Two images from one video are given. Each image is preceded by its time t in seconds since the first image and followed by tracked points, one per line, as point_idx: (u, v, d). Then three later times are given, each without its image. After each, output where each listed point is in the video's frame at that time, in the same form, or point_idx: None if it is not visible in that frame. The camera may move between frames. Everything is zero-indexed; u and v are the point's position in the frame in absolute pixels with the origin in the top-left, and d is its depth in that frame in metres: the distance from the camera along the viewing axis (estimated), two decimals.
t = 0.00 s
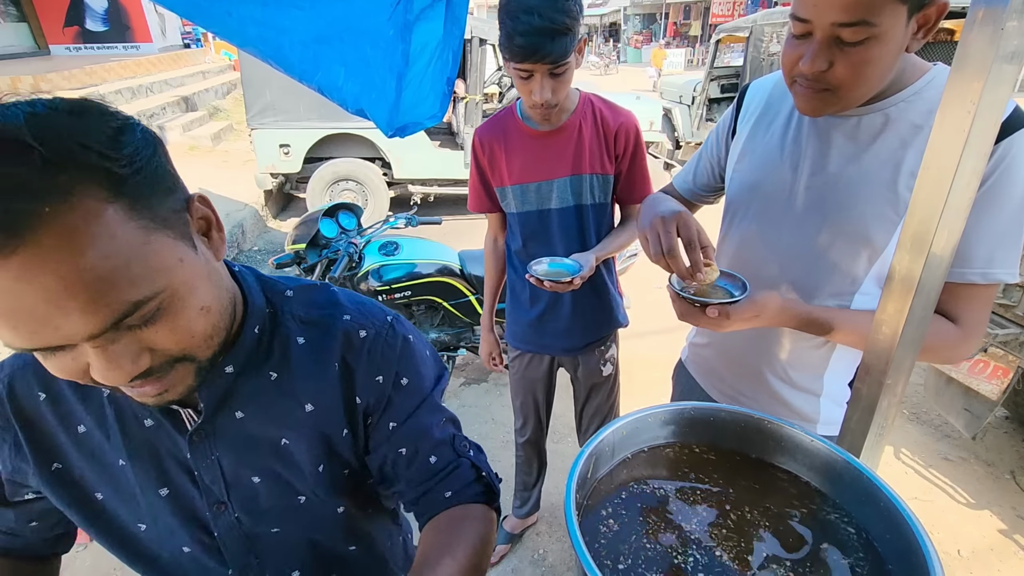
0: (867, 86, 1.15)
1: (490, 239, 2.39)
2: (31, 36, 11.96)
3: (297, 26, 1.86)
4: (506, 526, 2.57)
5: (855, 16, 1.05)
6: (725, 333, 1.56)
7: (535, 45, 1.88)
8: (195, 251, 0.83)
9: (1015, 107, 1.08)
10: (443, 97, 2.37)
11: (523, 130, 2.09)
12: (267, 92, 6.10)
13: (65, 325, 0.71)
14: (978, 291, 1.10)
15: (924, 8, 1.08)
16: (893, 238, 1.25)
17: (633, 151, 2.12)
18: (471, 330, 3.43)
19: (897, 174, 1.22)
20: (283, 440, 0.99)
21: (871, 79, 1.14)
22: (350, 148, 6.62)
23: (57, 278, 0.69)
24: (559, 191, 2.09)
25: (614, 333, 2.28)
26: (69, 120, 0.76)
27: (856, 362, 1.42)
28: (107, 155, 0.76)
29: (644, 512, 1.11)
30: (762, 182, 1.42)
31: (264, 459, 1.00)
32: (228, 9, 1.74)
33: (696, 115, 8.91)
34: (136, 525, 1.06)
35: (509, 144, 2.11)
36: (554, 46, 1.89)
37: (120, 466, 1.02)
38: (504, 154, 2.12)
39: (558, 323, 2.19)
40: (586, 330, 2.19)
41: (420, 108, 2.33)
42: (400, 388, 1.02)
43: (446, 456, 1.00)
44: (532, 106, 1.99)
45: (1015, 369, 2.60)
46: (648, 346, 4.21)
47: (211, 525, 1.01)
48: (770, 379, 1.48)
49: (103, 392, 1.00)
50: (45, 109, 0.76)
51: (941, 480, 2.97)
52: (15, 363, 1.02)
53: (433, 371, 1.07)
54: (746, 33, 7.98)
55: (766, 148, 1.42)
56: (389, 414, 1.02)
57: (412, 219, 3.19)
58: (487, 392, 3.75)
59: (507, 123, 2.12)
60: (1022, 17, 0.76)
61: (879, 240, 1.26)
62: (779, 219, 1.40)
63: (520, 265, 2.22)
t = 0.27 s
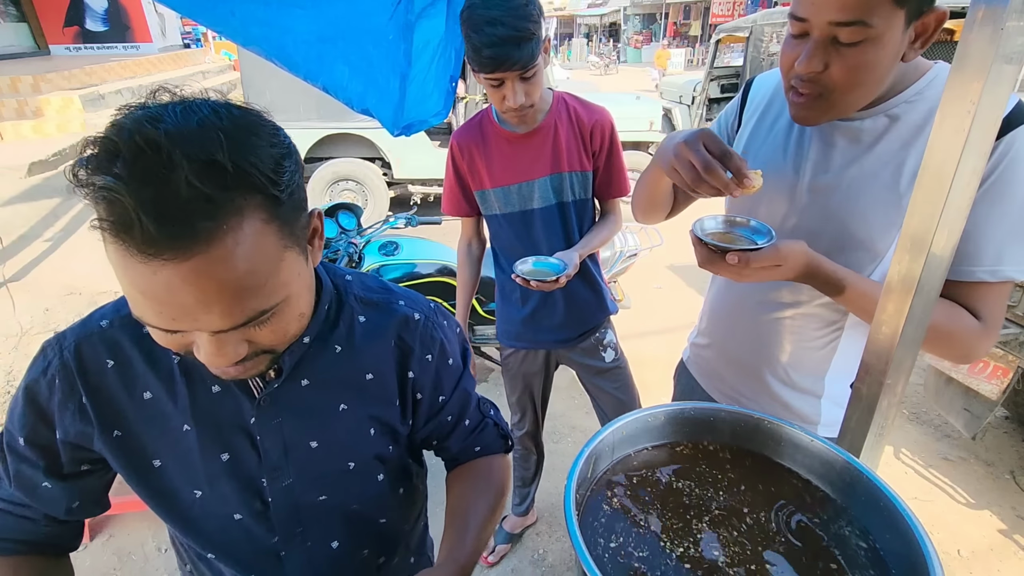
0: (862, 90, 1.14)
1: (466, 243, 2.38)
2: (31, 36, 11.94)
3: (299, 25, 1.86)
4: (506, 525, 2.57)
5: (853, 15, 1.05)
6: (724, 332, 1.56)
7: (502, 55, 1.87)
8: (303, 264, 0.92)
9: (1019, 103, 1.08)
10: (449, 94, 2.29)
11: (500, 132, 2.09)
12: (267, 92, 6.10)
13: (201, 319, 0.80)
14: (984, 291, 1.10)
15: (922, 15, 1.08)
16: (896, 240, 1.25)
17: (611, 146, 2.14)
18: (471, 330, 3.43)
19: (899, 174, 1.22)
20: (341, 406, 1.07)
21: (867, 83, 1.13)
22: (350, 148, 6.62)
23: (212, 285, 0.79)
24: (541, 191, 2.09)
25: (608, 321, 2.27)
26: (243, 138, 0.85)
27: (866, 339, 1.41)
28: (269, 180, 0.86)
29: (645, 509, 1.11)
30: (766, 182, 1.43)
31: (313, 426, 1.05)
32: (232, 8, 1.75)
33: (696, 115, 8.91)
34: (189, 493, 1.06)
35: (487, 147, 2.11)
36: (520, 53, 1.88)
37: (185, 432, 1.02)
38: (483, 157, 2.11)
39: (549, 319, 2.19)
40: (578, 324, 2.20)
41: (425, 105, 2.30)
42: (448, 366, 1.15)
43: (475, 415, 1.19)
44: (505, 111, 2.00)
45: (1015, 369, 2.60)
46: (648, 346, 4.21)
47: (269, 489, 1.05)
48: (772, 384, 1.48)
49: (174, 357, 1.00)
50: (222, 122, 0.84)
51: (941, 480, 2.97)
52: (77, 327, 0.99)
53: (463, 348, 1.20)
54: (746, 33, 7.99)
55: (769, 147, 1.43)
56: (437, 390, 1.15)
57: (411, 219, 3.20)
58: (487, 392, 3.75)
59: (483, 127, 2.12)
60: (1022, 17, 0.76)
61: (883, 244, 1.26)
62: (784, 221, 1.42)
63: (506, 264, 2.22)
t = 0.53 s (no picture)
0: (863, 95, 1.13)
1: (475, 245, 2.40)
2: (31, 36, 11.93)
3: (302, 25, 1.86)
4: (506, 525, 2.57)
5: (855, 13, 1.05)
6: (726, 333, 1.55)
7: (502, 45, 1.92)
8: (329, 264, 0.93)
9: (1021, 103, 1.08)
10: (450, 93, 2.32)
11: (514, 133, 2.10)
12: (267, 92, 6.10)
13: (239, 307, 0.80)
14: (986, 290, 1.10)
15: (924, 24, 1.08)
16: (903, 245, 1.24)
17: (625, 151, 2.10)
18: (471, 330, 3.43)
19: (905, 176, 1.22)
20: (345, 402, 1.07)
21: (867, 88, 1.12)
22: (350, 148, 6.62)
23: (254, 273, 0.79)
24: (551, 192, 2.08)
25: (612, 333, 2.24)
26: (288, 134, 0.87)
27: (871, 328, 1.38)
28: (310, 175, 0.88)
29: (642, 511, 1.11)
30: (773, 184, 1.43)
31: (322, 419, 1.06)
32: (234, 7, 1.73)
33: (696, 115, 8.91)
34: (191, 490, 1.05)
35: (501, 146, 2.12)
36: (521, 43, 1.92)
37: (188, 428, 1.02)
38: (496, 156, 2.13)
39: (551, 322, 2.19)
40: (580, 330, 2.18)
41: (426, 104, 2.32)
42: (446, 365, 1.16)
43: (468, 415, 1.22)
44: (513, 104, 2.02)
45: (1015, 369, 2.60)
46: (648, 346, 4.21)
47: (271, 485, 1.05)
48: (773, 383, 1.48)
49: (178, 353, 1.00)
50: (269, 117, 0.86)
51: (941, 480, 2.97)
52: (80, 325, 0.98)
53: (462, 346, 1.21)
54: (746, 33, 7.99)
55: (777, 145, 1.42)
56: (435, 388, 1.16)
57: (412, 219, 3.20)
58: (486, 392, 3.74)
59: (499, 127, 2.13)
60: (1022, 17, 0.76)
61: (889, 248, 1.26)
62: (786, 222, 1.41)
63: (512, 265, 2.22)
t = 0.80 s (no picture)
0: (875, 90, 1.12)
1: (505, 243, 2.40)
2: (31, 36, 11.91)
3: (303, 24, 1.87)
4: (506, 525, 2.57)
5: (875, 3, 1.03)
6: (728, 335, 1.56)
7: (537, 31, 1.95)
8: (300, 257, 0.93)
9: None
10: (449, 93, 2.30)
11: (536, 133, 2.11)
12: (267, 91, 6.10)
13: (207, 301, 0.80)
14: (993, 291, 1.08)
15: (939, 23, 1.07)
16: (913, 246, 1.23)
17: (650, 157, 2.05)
18: (471, 330, 3.42)
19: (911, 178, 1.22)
20: (314, 414, 1.07)
21: (879, 83, 1.11)
22: (350, 148, 6.62)
23: (221, 265, 0.79)
24: (569, 194, 2.07)
25: (626, 342, 2.24)
26: (254, 125, 0.88)
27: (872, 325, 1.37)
28: (278, 166, 0.89)
29: (639, 512, 1.11)
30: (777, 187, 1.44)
31: (304, 428, 1.06)
32: (234, 5, 1.76)
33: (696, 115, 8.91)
34: (162, 500, 1.07)
35: (522, 146, 2.13)
36: (554, 31, 1.95)
37: (154, 440, 1.03)
38: (517, 156, 2.14)
39: (561, 327, 2.19)
40: (592, 335, 2.18)
41: (426, 104, 2.29)
42: (412, 379, 1.13)
43: (439, 446, 1.16)
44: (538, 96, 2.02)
45: (1016, 369, 2.60)
46: (648, 347, 4.21)
47: (239, 497, 1.06)
48: (775, 384, 1.49)
49: (143, 364, 1.00)
50: (234, 109, 0.87)
51: (940, 480, 2.97)
52: (47, 335, 0.99)
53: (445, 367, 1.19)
54: (746, 33, 8.00)
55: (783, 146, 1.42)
56: (401, 404, 1.14)
57: (412, 219, 3.20)
58: (487, 392, 3.74)
59: (522, 127, 2.14)
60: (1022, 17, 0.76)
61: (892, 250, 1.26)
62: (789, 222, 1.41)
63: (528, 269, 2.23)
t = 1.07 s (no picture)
0: (882, 90, 1.11)
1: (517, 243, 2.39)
2: (31, 36, 11.90)
3: (303, 23, 1.87)
4: (506, 525, 2.57)
5: None
6: (740, 339, 1.56)
7: (554, 19, 1.93)
8: (278, 268, 0.93)
9: None
10: (446, 95, 2.28)
11: (544, 134, 2.10)
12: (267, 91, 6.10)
13: (181, 315, 0.80)
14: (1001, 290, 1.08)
15: (947, 22, 1.07)
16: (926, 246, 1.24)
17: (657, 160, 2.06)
18: (471, 330, 3.42)
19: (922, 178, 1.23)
20: (302, 420, 1.07)
21: (888, 82, 1.10)
22: (350, 148, 6.62)
23: (196, 278, 0.79)
24: (576, 197, 2.07)
25: (630, 346, 2.26)
26: (226, 134, 0.88)
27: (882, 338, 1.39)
28: (253, 174, 0.88)
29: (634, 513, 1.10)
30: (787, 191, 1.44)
31: (290, 434, 1.06)
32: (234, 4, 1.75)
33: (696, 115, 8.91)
34: (151, 508, 1.07)
35: (529, 147, 2.13)
36: (571, 22, 1.92)
37: (140, 449, 1.03)
38: (525, 157, 2.14)
39: (566, 331, 2.19)
40: (598, 339, 2.18)
41: (422, 106, 2.27)
42: (400, 381, 1.13)
43: (429, 449, 1.16)
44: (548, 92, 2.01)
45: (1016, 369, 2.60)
46: (648, 347, 4.21)
47: (228, 504, 1.06)
48: (788, 387, 1.49)
49: (127, 373, 1.01)
50: (205, 117, 0.86)
51: (940, 480, 2.97)
52: (28, 344, 0.99)
53: (434, 369, 1.20)
54: (746, 33, 8.00)
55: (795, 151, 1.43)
56: (388, 406, 1.13)
57: (412, 219, 3.20)
58: (487, 392, 3.74)
59: (529, 128, 2.13)
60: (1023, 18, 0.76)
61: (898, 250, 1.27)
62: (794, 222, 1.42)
63: (533, 272, 2.23)
